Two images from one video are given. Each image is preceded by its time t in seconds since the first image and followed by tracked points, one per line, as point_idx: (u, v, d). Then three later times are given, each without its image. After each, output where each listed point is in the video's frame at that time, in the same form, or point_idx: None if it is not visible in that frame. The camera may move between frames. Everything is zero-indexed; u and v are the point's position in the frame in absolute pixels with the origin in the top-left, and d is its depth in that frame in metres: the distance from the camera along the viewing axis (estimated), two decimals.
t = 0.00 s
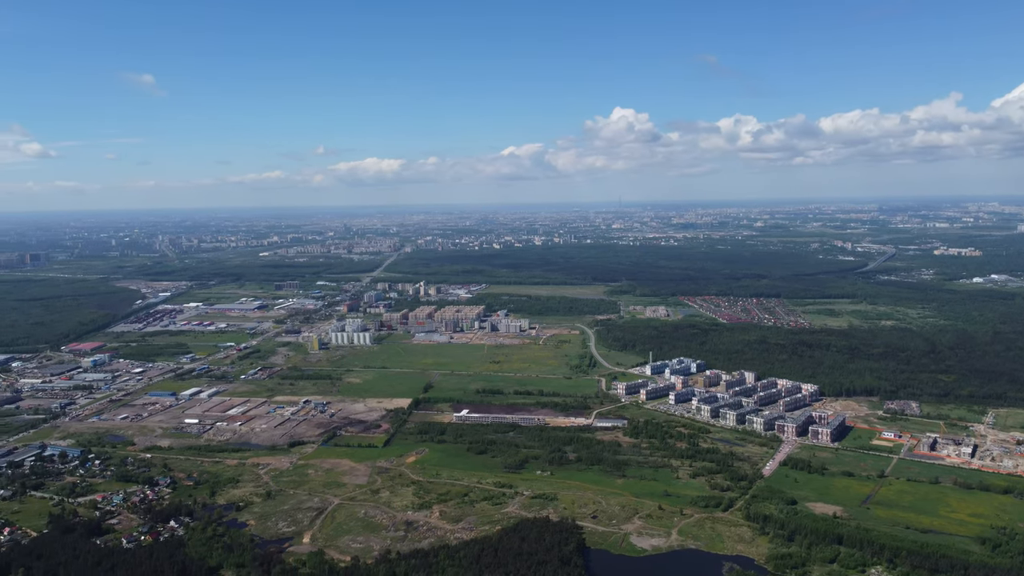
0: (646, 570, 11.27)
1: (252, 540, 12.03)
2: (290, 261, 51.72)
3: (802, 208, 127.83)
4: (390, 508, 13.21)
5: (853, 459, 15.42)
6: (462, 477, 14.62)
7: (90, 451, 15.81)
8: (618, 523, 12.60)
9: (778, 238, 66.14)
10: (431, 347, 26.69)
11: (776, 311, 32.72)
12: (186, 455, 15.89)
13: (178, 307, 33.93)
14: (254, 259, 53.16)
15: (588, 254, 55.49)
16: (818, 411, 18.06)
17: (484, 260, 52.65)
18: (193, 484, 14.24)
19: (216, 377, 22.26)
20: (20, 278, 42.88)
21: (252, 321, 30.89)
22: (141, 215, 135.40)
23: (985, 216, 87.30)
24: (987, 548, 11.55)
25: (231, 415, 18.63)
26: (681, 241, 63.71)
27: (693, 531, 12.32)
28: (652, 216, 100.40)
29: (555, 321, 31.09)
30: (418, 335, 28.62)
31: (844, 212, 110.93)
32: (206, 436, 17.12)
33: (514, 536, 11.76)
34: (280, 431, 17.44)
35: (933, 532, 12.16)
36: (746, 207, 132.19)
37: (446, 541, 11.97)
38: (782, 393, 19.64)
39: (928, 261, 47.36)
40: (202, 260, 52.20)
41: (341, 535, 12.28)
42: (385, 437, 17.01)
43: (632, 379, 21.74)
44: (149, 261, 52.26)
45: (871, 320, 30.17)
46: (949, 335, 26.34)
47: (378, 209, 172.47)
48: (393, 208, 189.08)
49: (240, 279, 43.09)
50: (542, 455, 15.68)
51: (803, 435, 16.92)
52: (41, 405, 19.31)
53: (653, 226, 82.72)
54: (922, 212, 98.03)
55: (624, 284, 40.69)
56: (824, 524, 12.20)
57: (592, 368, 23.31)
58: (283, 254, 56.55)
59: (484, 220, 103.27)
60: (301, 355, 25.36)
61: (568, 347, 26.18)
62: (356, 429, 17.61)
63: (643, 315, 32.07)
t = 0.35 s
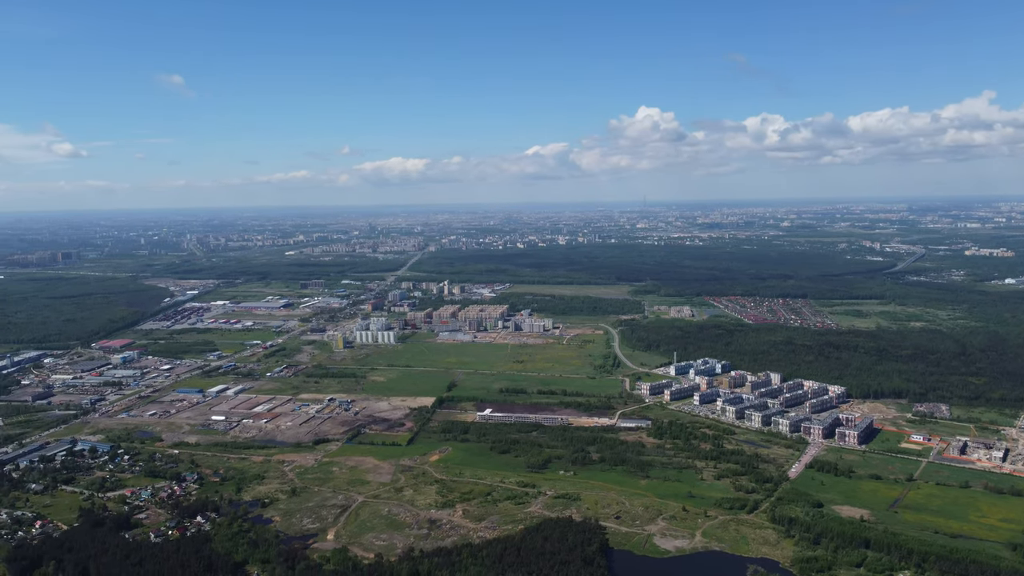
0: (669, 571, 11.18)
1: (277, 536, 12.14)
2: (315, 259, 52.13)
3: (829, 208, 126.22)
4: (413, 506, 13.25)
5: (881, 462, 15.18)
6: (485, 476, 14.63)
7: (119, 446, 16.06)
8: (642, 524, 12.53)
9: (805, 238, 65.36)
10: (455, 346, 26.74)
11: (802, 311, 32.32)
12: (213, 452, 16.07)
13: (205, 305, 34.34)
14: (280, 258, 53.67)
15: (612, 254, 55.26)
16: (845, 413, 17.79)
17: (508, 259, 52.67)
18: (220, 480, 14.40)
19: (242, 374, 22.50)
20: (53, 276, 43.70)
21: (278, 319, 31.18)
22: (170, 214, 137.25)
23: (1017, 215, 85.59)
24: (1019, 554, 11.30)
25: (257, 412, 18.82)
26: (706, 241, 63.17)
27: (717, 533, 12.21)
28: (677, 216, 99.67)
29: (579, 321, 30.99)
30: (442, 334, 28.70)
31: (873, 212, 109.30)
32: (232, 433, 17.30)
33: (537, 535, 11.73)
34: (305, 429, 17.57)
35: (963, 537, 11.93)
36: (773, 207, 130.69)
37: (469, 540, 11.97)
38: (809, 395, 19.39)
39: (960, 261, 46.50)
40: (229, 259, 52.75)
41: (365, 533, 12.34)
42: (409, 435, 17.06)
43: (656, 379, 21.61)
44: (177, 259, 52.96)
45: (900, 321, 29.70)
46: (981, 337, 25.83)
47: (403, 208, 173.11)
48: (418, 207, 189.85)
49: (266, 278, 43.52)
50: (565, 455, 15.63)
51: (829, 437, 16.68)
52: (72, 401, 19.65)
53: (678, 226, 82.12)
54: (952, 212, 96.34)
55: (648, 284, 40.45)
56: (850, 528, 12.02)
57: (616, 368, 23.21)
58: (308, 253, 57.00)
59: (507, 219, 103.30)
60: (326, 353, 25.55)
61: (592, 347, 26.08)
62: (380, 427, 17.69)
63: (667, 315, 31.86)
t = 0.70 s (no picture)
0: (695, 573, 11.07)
1: (304, 532, 12.24)
2: (343, 259, 52.56)
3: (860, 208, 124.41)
4: (438, 504, 13.27)
5: (912, 466, 14.89)
6: (511, 475, 14.61)
7: (150, 442, 16.32)
8: (668, 525, 12.42)
9: (835, 238, 64.45)
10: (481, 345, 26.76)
11: (833, 312, 31.87)
12: (242, 448, 16.25)
13: (235, 303, 34.79)
14: (307, 257, 54.13)
15: (639, 254, 54.94)
16: (875, 416, 17.48)
17: (534, 259, 52.62)
18: (248, 476, 14.56)
19: (271, 371, 22.74)
20: (87, 274, 44.55)
21: (306, 318, 31.46)
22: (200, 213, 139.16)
23: None
24: None
25: (285, 409, 19.01)
26: (734, 241, 62.53)
27: (744, 536, 12.06)
28: (705, 216, 98.78)
29: (605, 321, 30.85)
30: (468, 333, 28.74)
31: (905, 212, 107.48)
32: (260, 429, 17.48)
33: (563, 535, 11.68)
34: (332, 426, 17.70)
35: (997, 543, 11.66)
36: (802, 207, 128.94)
37: (494, 539, 11.97)
38: (838, 397, 19.09)
39: (995, 262, 45.51)
40: (258, 258, 53.34)
41: (390, 530, 12.39)
42: (435, 434, 17.11)
43: (683, 380, 21.44)
44: (207, 257, 53.66)
45: (933, 323, 29.15)
46: (1017, 340, 25.23)
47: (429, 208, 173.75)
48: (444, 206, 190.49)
49: (295, 276, 43.93)
50: (591, 455, 15.56)
51: (859, 440, 16.40)
52: (105, 397, 19.99)
53: (705, 226, 81.39)
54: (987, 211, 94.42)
55: (675, 284, 40.16)
56: (881, 532, 11.81)
57: (643, 368, 23.07)
58: (336, 252, 57.42)
59: (534, 219, 103.22)
60: (353, 352, 25.72)
61: (618, 347, 25.94)
62: (406, 425, 17.75)
63: (695, 315, 31.59)
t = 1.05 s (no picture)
0: None
1: (329, 529, 12.33)
2: (368, 258, 52.93)
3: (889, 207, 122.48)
4: (461, 503, 13.30)
5: (942, 469, 14.63)
6: (534, 474, 14.60)
7: (178, 438, 16.56)
8: (692, 527, 12.33)
9: (864, 238, 63.54)
10: (504, 344, 26.79)
11: (861, 313, 31.42)
12: (268, 445, 16.42)
13: (261, 302, 35.17)
14: (333, 255, 54.62)
15: (663, 253, 54.63)
16: (904, 419, 17.19)
17: (558, 258, 52.54)
18: (274, 473, 14.70)
19: (296, 369, 22.95)
20: (118, 272, 45.32)
21: (331, 316, 31.71)
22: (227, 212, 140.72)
23: None
24: None
25: (310, 407, 19.17)
26: (761, 241, 61.89)
27: (769, 538, 11.94)
28: (731, 216, 97.93)
29: (629, 321, 30.71)
30: (492, 332, 28.78)
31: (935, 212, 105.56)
32: (286, 427, 17.65)
33: (586, 536, 11.64)
34: (357, 424, 17.82)
35: None
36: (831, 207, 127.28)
37: (517, 538, 11.96)
38: (866, 399, 18.81)
39: None
40: (284, 256, 53.89)
41: (414, 528, 12.43)
42: (458, 432, 17.15)
43: (708, 381, 21.27)
44: (235, 256, 54.26)
45: (964, 324, 28.63)
46: None
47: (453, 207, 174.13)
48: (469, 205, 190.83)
49: (320, 275, 44.32)
50: (615, 456, 15.50)
51: (888, 442, 16.15)
52: (135, 393, 20.31)
53: (731, 226, 80.60)
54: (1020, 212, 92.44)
55: (700, 284, 39.86)
56: (909, 536, 11.62)
57: (667, 368, 22.93)
58: (361, 251, 57.80)
59: (558, 218, 103.06)
60: (378, 350, 25.89)
61: (643, 347, 25.81)
62: (430, 424, 17.82)
63: (720, 315, 31.35)
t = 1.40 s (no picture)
0: None
1: (356, 526, 12.41)
2: (395, 257, 53.22)
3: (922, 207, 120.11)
4: (487, 502, 13.31)
5: (976, 474, 14.33)
6: (560, 474, 14.57)
7: (208, 434, 16.78)
8: (719, 529, 12.21)
9: (897, 238, 62.45)
10: (530, 343, 26.77)
11: (893, 314, 30.90)
12: (296, 442, 16.58)
13: (290, 300, 35.52)
14: (361, 254, 55.00)
15: (691, 253, 54.20)
16: (937, 422, 16.86)
17: (585, 258, 52.36)
18: (301, 470, 14.84)
19: (324, 367, 23.15)
20: (149, 270, 46.05)
21: (359, 315, 31.93)
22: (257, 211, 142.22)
23: None
24: None
25: (337, 404, 19.32)
26: (790, 241, 61.05)
27: (798, 541, 11.78)
28: (760, 215, 96.65)
29: (656, 321, 30.52)
30: (518, 332, 28.79)
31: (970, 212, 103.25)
32: (314, 424, 17.80)
33: (612, 536, 11.58)
34: (383, 422, 17.92)
35: None
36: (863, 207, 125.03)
37: (543, 538, 11.94)
38: (898, 401, 18.48)
39: None
40: (312, 255, 54.38)
41: (440, 526, 12.47)
42: (484, 431, 17.17)
43: (735, 382, 21.07)
44: (264, 255, 54.89)
45: (1000, 326, 28.02)
46: None
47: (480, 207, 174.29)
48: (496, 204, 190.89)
49: (348, 274, 44.66)
50: (641, 456, 15.40)
51: (920, 446, 15.86)
52: (166, 389, 20.64)
53: (760, 226, 79.62)
54: None
55: (729, 284, 39.44)
56: (942, 541, 11.39)
57: (695, 369, 22.74)
58: (388, 250, 58.14)
59: (584, 218, 102.68)
60: (404, 349, 26.03)
61: (670, 348, 25.63)
62: (456, 423, 17.87)
63: (749, 316, 31.01)
